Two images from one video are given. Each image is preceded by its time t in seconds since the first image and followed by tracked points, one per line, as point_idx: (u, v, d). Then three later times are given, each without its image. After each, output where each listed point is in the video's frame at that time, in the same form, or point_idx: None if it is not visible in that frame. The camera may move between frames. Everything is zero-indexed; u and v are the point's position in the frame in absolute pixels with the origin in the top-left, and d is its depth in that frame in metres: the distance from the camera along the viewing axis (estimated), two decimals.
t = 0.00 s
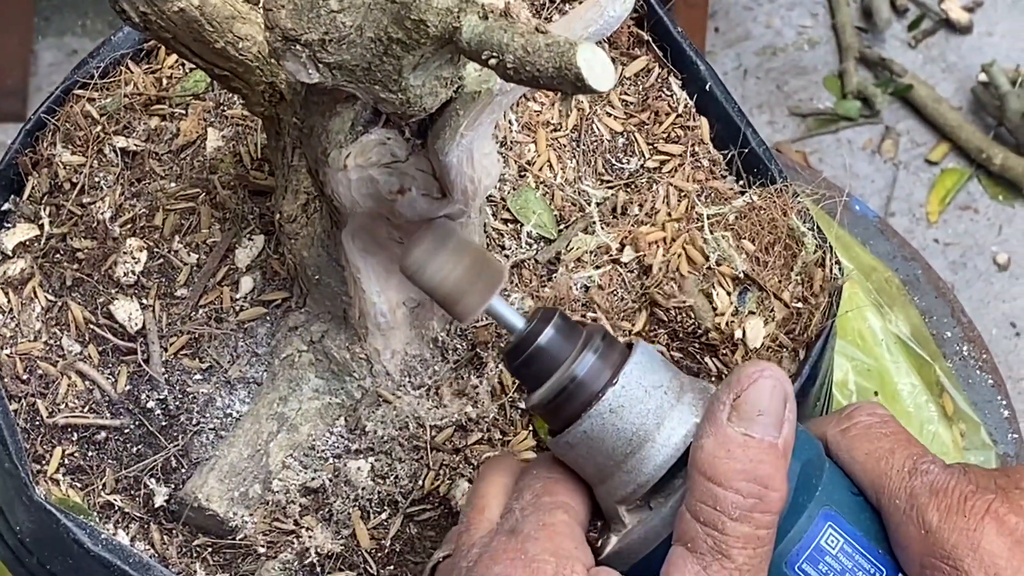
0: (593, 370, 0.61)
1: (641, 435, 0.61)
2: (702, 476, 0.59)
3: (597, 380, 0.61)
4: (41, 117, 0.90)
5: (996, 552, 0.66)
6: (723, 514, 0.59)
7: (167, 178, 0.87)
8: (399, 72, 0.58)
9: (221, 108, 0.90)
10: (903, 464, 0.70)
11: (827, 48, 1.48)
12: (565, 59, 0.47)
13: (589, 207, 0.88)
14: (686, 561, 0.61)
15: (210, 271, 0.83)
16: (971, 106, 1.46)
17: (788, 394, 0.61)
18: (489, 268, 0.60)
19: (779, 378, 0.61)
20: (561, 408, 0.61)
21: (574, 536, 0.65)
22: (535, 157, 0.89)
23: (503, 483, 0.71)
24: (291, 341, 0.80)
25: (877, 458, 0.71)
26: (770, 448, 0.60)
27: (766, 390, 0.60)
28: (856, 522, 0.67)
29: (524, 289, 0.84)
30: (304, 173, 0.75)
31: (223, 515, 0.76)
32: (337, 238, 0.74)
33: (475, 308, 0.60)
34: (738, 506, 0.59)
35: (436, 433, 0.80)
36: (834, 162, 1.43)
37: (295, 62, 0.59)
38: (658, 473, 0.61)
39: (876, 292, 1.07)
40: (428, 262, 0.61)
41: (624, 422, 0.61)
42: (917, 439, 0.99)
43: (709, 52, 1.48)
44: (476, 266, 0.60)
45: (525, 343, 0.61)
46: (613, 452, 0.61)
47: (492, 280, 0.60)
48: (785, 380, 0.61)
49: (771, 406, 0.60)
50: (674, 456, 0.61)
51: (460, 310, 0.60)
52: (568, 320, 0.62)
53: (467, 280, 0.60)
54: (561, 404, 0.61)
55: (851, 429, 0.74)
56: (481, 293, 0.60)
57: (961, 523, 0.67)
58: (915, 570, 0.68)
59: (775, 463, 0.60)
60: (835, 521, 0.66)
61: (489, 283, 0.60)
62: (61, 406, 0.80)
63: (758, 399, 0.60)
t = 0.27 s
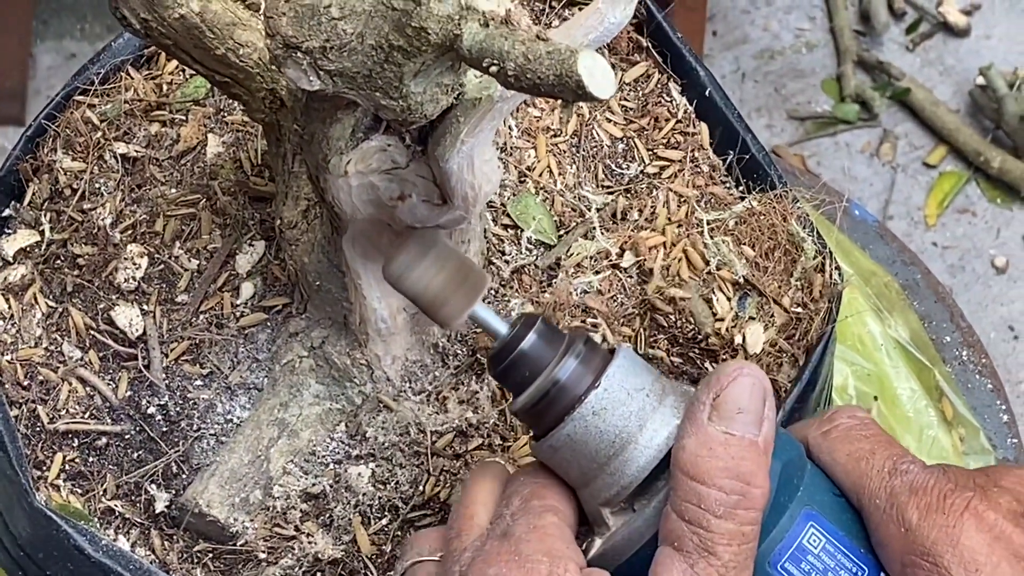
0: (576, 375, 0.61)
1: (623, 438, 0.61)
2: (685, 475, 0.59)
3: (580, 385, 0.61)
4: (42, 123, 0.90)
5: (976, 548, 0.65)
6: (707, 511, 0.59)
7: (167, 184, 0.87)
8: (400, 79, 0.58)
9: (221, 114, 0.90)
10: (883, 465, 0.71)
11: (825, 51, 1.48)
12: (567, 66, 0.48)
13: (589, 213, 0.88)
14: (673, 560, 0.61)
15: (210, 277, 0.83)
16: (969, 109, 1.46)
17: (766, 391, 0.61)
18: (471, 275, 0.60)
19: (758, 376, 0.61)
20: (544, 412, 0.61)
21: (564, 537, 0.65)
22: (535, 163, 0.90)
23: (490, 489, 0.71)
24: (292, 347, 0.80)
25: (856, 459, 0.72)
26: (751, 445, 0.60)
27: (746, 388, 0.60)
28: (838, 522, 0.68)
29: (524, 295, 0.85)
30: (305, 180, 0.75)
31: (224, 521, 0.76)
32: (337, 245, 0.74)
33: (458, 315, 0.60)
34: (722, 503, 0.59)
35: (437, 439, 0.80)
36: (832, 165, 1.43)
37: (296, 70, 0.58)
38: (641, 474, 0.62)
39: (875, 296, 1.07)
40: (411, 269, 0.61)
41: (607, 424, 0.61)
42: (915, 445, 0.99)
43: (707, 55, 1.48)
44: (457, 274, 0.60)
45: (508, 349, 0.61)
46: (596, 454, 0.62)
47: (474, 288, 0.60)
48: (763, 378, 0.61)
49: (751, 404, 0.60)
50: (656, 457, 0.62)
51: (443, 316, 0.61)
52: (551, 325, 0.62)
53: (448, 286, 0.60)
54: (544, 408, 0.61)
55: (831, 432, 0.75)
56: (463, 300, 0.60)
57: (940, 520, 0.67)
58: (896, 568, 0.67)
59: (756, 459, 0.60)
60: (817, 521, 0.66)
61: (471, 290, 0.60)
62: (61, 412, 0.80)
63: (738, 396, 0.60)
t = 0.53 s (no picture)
0: (560, 378, 0.61)
1: (608, 440, 0.61)
2: (669, 475, 0.59)
3: (564, 388, 0.61)
4: (40, 129, 0.90)
5: (957, 545, 0.66)
6: (691, 510, 0.59)
7: (165, 190, 0.87)
8: (398, 86, 0.58)
9: (219, 120, 0.90)
10: (868, 466, 0.70)
11: (822, 55, 1.48)
12: (564, 74, 0.48)
13: (587, 218, 0.89)
14: (659, 560, 0.60)
15: (208, 282, 0.83)
16: (967, 113, 1.46)
17: (748, 390, 0.61)
18: (455, 279, 0.61)
19: (739, 375, 0.61)
20: (529, 416, 0.61)
21: (552, 538, 0.65)
22: (533, 168, 0.90)
23: (477, 495, 0.71)
24: (290, 352, 0.80)
25: (841, 460, 0.71)
26: (734, 444, 0.60)
27: (727, 387, 0.61)
28: (822, 523, 0.67)
29: (522, 300, 0.85)
30: (303, 185, 0.75)
31: (223, 527, 0.76)
32: (335, 251, 0.74)
33: (444, 318, 0.60)
34: (706, 502, 0.59)
35: (435, 444, 0.80)
36: (830, 168, 1.44)
37: (294, 76, 0.59)
38: (626, 476, 0.62)
39: (873, 301, 1.07)
40: (395, 275, 0.61)
41: (591, 427, 0.61)
42: (913, 450, 0.99)
43: (704, 59, 1.48)
44: (442, 278, 0.60)
45: (492, 353, 0.61)
46: (581, 457, 0.62)
47: (459, 292, 0.60)
48: (744, 377, 0.62)
49: (732, 403, 0.60)
50: (641, 458, 0.62)
51: (428, 321, 0.61)
52: (535, 330, 0.62)
53: (433, 290, 0.60)
54: (529, 412, 0.61)
55: (816, 435, 0.74)
56: (448, 304, 0.60)
57: (923, 519, 0.67)
58: (880, 567, 0.68)
59: (739, 458, 0.60)
60: (801, 522, 0.66)
61: (456, 294, 0.60)
62: (59, 418, 0.80)
63: (719, 395, 0.60)
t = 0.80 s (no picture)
0: (545, 381, 0.61)
1: (594, 441, 0.61)
2: (653, 471, 0.59)
3: (549, 391, 0.61)
4: (33, 130, 0.90)
5: (941, 539, 0.66)
6: (675, 505, 0.59)
7: (158, 192, 0.87)
8: (390, 89, 0.58)
9: (213, 121, 0.90)
10: (854, 464, 0.70)
11: (818, 56, 1.48)
12: (556, 76, 0.48)
13: (581, 220, 0.89)
14: (644, 556, 0.60)
15: (202, 284, 0.83)
16: (962, 114, 1.46)
17: (730, 387, 0.62)
18: (440, 285, 0.61)
19: (722, 371, 0.61)
20: (514, 419, 0.61)
21: (540, 537, 0.65)
22: (527, 170, 0.90)
23: (468, 499, 0.72)
24: (284, 354, 0.80)
25: (827, 459, 0.71)
26: (717, 440, 0.60)
27: (709, 383, 0.61)
28: (809, 520, 0.67)
29: (515, 302, 0.85)
30: (296, 188, 0.75)
31: (216, 530, 0.76)
32: (329, 253, 0.73)
33: (428, 323, 0.60)
34: (690, 497, 0.59)
35: (428, 446, 0.80)
36: (827, 168, 1.44)
37: (285, 80, 0.58)
38: (612, 476, 0.62)
39: (867, 302, 1.07)
40: (378, 282, 0.61)
41: (576, 428, 0.61)
42: (907, 451, 0.99)
43: (700, 60, 1.48)
44: (426, 283, 0.60)
45: (477, 357, 0.61)
46: (567, 458, 0.62)
47: (443, 297, 0.60)
48: (726, 374, 0.62)
49: (715, 399, 0.61)
50: (626, 459, 0.62)
51: (413, 327, 0.61)
52: (521, 334, 0.62)
53: (417, 296, 0.60)
54: (514, 415, 0.61)
55: (802, 436, 0.74)
56: (433, 309, 0.60)
57: (907, 513, 0.67)
58: (866, 565, 0.67)
59: (722, 453, 0.60)
60: (788, 520, 0.66)
61: (441, 298, 0.61)
62: (52, 420, 0.80)
63: (702, 391, 0.60)
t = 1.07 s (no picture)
0: (535, 385, 0.61)
1: (584, 443, 0.61)
2: (642, 470, 0.59)
3: (539, 395, 0.61)
4: (28, 135, 0.91)
5: (931, 537, 0.65)
6: (665, 503, 0.59)
7: (154, 195, 0.87)
8: (384, 93, 0.58)
9: (208, 125, 0.90)
10: (845, 464, 0.70)
11: (816, 58, 1.48)
12: (550, 80, 0.48)
13: (576, 223, 0.89)
14: (635, 555, 0.59)
15: (197, 288, 0.83)
16: (960, 116, 1.46)
17: (719, 387, 0.61)
18: (431, 290, 0.61)
19: (711, 371, 0.61)
20: (505, 423, 0.61)
21: (533, 538, 0.65)
22: (522, 173, 0.90)
23: (462, 503, 0.71)
24: (279, 357, 0.80)
25: (818, 460, 0.71)
26: (706, 439, 0.60)
27: (698, 382, 0.61)
28: (801, 521, 0.67)
29: (511, 305, 0.85)
30: (291, 192, 0.75)
31: (212, 533, 0.76)
32: (323, 256, 0.73)
33: (419, 328, 0.60)
34: (680, 495, 0.59)
35: (424, 450, 0.80)
36: (824, 171, 1.43)
37: (279, 83, 0.57)
38: (603, 478, 0.62)
39: (863, 305, 1.07)
40: (369, 287, 0.61)
41: (567, 430, 0.61)
42: (903, 454, 0.99)
43: (697, 63, 1.48)
44: (417, 289, 0.61)
45: (468, 362, 0.61)
46: (558, 461, 0.62)
47: (434, 302, 0.60)
48: (716, 374, 0.62)
49: (704, 398, 0.61)
50: (617, 462, 0.62)
51: (404, 332, 0.61)
52: (511, 338, 0.62)
53: (408, 301, 0.60)
54: (505, 419, 0.61)
55: (795, 437, 0.74)
56: (423, 315, 0.60)
57: (896, 512, 0.66)
58: (858, 565, 0.67)
59: (712, 452, 0.60)
60: (780, 520, 0.66)
61: (431, 304, 0.60)
62: (48, 424, 0.80)
63: (691, 391, 0.60)
